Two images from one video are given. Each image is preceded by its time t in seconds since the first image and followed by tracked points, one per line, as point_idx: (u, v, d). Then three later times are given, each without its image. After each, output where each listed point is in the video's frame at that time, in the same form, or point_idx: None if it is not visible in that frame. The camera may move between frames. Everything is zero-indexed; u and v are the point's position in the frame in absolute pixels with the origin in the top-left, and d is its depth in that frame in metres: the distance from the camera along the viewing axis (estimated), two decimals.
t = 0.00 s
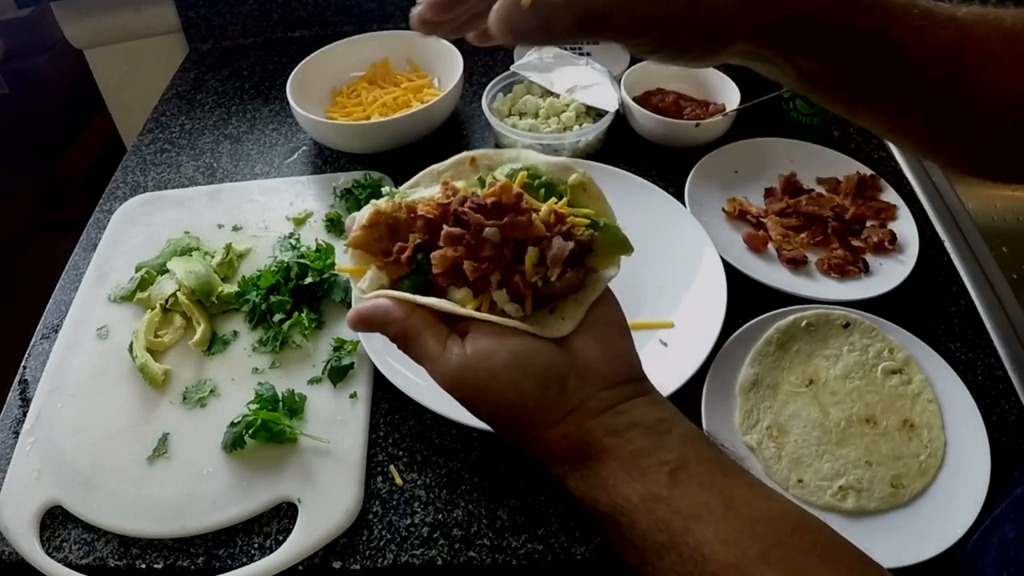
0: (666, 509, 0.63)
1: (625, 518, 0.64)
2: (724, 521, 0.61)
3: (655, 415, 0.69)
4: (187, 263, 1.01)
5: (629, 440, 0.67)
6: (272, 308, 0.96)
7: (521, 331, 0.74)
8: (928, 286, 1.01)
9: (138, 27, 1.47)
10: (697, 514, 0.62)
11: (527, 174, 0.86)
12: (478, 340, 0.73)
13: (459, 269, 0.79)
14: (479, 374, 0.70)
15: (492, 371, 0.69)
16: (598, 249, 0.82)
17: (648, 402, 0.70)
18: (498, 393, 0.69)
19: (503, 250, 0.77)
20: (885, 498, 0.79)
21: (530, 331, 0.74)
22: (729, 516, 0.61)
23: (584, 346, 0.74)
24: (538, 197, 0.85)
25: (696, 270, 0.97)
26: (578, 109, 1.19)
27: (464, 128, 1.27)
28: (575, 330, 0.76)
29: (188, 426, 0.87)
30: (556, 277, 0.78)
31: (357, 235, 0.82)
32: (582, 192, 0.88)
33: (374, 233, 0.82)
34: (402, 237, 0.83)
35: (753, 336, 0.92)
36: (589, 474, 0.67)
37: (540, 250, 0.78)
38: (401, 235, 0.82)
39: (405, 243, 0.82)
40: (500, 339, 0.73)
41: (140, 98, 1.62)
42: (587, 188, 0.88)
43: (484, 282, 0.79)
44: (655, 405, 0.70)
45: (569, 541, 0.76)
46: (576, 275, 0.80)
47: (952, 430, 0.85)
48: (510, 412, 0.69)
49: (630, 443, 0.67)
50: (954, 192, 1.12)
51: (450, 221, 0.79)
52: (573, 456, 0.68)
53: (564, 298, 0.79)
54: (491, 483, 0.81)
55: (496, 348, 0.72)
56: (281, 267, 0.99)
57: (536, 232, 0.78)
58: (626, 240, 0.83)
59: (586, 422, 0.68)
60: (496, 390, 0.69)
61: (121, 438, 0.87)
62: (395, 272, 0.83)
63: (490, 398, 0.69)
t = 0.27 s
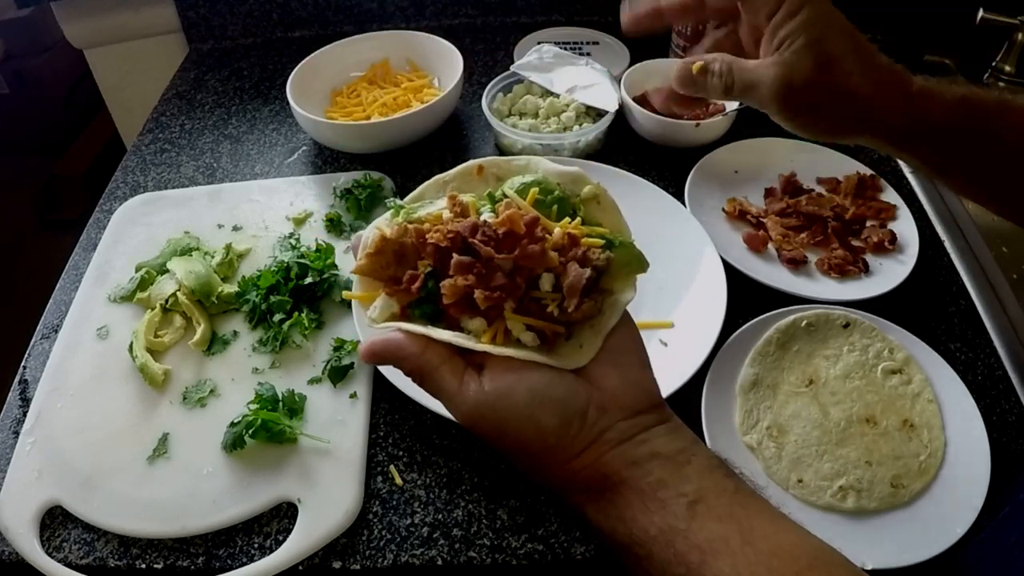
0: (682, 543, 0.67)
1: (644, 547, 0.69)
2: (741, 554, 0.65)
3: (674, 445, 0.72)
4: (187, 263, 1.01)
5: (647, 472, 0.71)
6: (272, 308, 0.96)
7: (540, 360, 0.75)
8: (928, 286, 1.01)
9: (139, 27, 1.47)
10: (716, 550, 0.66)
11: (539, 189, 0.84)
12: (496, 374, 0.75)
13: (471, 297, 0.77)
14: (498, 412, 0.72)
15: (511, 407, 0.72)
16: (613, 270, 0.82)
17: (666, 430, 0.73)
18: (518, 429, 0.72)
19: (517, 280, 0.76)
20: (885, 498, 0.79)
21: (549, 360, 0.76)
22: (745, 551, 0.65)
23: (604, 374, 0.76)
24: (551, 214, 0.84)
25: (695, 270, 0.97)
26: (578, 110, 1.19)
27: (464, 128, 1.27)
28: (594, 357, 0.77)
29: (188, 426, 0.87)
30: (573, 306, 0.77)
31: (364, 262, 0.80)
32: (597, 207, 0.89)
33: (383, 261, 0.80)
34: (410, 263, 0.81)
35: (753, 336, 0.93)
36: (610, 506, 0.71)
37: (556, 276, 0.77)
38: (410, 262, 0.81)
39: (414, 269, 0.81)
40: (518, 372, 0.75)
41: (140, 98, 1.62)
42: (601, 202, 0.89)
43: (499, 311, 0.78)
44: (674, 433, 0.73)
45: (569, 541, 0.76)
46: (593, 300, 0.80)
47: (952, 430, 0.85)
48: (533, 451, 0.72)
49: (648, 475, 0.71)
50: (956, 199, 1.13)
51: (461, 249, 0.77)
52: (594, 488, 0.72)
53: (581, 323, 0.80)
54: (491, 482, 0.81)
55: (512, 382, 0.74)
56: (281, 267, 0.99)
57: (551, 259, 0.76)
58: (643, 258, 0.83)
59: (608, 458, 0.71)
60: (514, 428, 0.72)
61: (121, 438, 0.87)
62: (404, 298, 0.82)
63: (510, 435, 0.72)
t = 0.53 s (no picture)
0: (695, 523, 0.65)
1: (654, 529, 0.67)
2: (753, 537, 0.64)
3: (688, 427, 0.71)
4: (187, 263, 1.00)
5: (661, 451, 0.70)
6: (272, 308, 0.96)
7: (559, 336, 0.75)
8: (927, 286, 1.01)
9: (138, 27, 1.47)
10: (727, 529, 0.65)
11: (564, 168, 0.83)
12: (517, 349, 0.75)
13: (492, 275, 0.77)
14: (517, 386, 0.72)
15: (529, 381, 0.72)
16: (636, 250, 0.79)
17: (683, 412, 0.72)
18: (535, 403, 0.72)
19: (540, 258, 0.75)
20: (885, 498, 0.79)
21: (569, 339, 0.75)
22: (755, 535, 0.64)
23: (623, 355, 0.76)
24: (574, 193, 0.83)
25: (695, 271, 0.97)
26: (578, 109, 1.19)
27: (464, 128, 1.27)
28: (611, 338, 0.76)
29: (188, 426, 0.87)
30: (596, 286, 0.76)
31: (387, 236, 0.78)
32: (621, 185, 0.87)
33: (404, 236, 0.79)
34: (432, 238, 0.80)
35: (753, 336, 0.93)
36: (621, 482, 0.70)
37: (580, 255, 0.76)
38: (432, 237, 0.79)
39: (436, 243, 0.79)
40: (538, 348, 0.74)
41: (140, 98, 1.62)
42: (625, 179, 0.87)
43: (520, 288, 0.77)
44: (688, 415, 0.72)
45: (569, 541, 0.76)
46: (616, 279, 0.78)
47: (952, 431, 0.84)
48: (548, 425, 0.72)
49: (662, 455, 0.70)
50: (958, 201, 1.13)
51: (485, 226, 0.77)
52: (607, 463, 0.71)
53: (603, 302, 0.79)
54: (491, 483, 0.81)
55: (532, 357, 0.74)
56: (281, 267, 0.99)
57: (575, 239, 0.75)
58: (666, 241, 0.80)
59: (621, 434, 0.71)
60: (532, 403, 0.72)
61: (121, 438, 0.87)
62: (426, 273, 0.81)
63: (527, 410, 0.72)
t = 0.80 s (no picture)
0: (715, 526, 0.66)
1: (672, 531, 0.68)
2: (771, 540, 0.64)
3: (705, 429, 0.72)
4: (187, 263, 1.01)
5: (678, 452, 0.70)
6: (272, 308, 0.96)
7: (578, 332, 0.74)
8: (927, 286, 1.01)
9: (138, 27, 1.47)
10: (745, 532, 0.65)
11: (584, 165, 0.83)
12: (534, 343, 0.74)
13: (511, 269, 0.76)
14: (535, 380, 0.71)
15: (548, 376, 0.71)
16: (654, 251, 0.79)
17: (699, 414, 0.73)
18: (555, 397, 0.71)
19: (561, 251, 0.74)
20: (885, 498, 0.79)
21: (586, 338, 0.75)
22: (774, 538, 0.64)
23: (641, 354, 0.77)
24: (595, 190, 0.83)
25: (696, 270, 0.97)
26: (578, 109, 1.19)
27: (464, 129, 1.27)
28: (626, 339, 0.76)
29: (188, 426, 0.87)
30: (617, 282, 0.75)
31: (401, 226, 0.77)
32: (637, 188, 0.88)
33: (420, 227, 0.77)
34: (448, 230, 0.78)
35: (753, 337, 0.93)
36: (638, 483, 0.71)
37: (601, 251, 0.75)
38: (447, 228, 0.78)
39: (453, 236, 0.79)
40: (556, 343, 0.73)
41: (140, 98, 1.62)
42: (642, 184, 0.88)
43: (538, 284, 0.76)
44: (707, 417, 0.73)
45: (569, 541, 0.76)
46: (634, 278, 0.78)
47: (952, 431, 0.84)
48: (565, 423, 0.72)
49: (680, 456, 0.70)
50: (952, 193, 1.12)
51: (504, 217, 0.76)
52: (623, 463, 0.72)
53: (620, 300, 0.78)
54: (491, 483, 0.81)
55: (550, 351, 0.73)
56: (281, 267, 0.99)
57: (597, 234, 0.74)
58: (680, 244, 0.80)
59: (638, 435, 0.71)
60: (550, 400, 0.71)
61: (121, 438, 0.87)
62: (441, 265, 0.79)
63: (544, 405, 0.71)
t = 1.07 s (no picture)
0: (733, 556, 0.68)
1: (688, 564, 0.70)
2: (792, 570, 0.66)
3: (720, 457, 0.72)
4: (187, 263, 1.00)
5: (694, 482, 0.71)
6: (272, 308, 0.96)
7: (591, 359, 0.74)
8: (927, 286, 1.01)
9: (139, 27, 1.47)
10: (765, 563, 0.67)
11: (594, 191, 0.83)
12: (547, 369, 0.73)
13: (521, 292, 0.75)
14: (548, 407, 0.70)
15: (562, 402, 0.71)
16: (665, 277, 0.79)
17: (713, 441, 0.74)
18: (568, 424, 0.70)
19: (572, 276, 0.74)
20: (885, 498, 0.79)
21: (599, 365, 0.74)
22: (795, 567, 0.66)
23: (653, 381, 0.76)
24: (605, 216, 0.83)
25: (696, 270, 0.97)
26: (578, 110, 1.19)
27: (465, 129, 1.27)
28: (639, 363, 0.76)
29: (188, 426, 0.87)
30: (630, 306, 0.75)
31: (406, 249, 0.78)
32: (646, 214, 0.88)
33: (427, 250, 0.78)
34: (454, 253, 0.78)
35: (753, 336, 0.93)
36: (653, 513, 0.72)
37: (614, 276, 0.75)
38: (454, 252, 0.78)
39: (460, 260, 0.78)
40: (569, 369, 0.73)
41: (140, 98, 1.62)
42: (651, 211, 0.88)
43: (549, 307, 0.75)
44: (721, 444, 0.74)
45: (569, 541, 0.76)
46: (647, 302, 0.77)
47: (952, 431, 0.84)
48: (578, 451, 0.72)
49: (695, 485, 0.71)
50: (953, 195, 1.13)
51: (514, 242, 0.75)
52: (636, 493, 0.72)
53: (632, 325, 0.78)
54: (491, 482, 0.81)
55: (563, 378, 0.72)
56: (281, 267, 0.99)
57: (610, 259, 0.74)
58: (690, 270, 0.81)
59: (653, 464, 0.71)
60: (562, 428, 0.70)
61: (121, 438, 0.87)
62: (447, 289, 0.79)
63: (556, 434, 0.71)
